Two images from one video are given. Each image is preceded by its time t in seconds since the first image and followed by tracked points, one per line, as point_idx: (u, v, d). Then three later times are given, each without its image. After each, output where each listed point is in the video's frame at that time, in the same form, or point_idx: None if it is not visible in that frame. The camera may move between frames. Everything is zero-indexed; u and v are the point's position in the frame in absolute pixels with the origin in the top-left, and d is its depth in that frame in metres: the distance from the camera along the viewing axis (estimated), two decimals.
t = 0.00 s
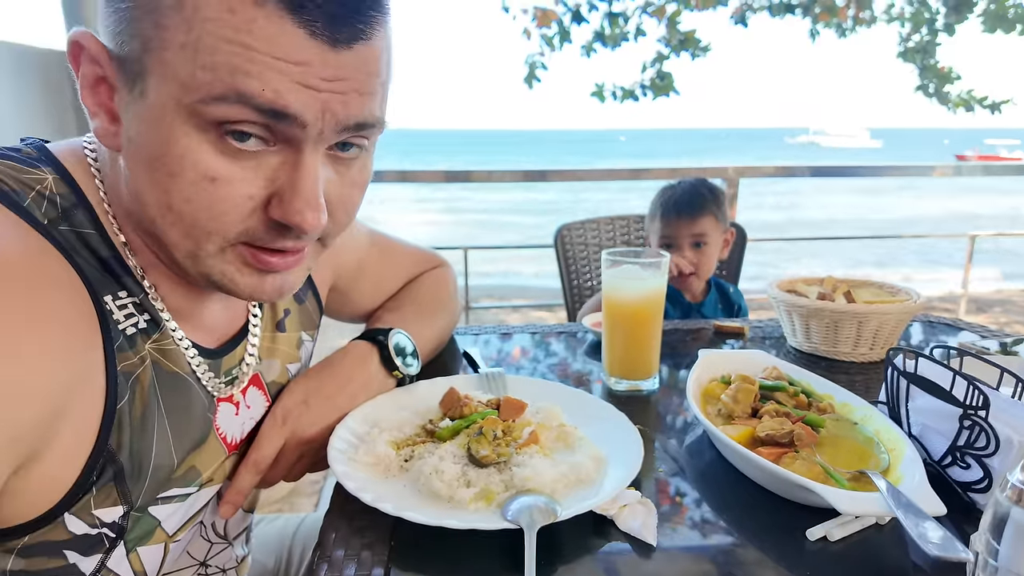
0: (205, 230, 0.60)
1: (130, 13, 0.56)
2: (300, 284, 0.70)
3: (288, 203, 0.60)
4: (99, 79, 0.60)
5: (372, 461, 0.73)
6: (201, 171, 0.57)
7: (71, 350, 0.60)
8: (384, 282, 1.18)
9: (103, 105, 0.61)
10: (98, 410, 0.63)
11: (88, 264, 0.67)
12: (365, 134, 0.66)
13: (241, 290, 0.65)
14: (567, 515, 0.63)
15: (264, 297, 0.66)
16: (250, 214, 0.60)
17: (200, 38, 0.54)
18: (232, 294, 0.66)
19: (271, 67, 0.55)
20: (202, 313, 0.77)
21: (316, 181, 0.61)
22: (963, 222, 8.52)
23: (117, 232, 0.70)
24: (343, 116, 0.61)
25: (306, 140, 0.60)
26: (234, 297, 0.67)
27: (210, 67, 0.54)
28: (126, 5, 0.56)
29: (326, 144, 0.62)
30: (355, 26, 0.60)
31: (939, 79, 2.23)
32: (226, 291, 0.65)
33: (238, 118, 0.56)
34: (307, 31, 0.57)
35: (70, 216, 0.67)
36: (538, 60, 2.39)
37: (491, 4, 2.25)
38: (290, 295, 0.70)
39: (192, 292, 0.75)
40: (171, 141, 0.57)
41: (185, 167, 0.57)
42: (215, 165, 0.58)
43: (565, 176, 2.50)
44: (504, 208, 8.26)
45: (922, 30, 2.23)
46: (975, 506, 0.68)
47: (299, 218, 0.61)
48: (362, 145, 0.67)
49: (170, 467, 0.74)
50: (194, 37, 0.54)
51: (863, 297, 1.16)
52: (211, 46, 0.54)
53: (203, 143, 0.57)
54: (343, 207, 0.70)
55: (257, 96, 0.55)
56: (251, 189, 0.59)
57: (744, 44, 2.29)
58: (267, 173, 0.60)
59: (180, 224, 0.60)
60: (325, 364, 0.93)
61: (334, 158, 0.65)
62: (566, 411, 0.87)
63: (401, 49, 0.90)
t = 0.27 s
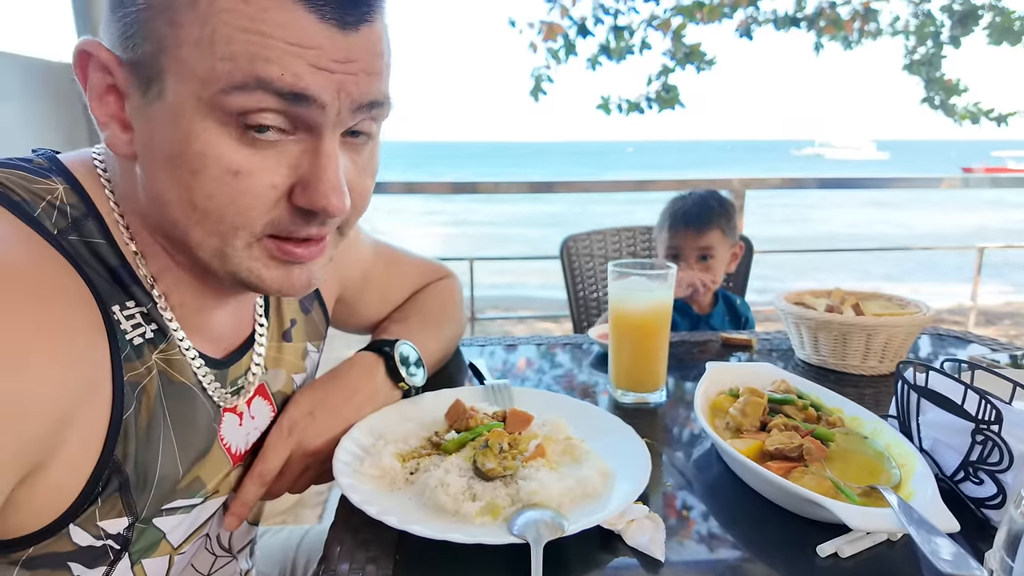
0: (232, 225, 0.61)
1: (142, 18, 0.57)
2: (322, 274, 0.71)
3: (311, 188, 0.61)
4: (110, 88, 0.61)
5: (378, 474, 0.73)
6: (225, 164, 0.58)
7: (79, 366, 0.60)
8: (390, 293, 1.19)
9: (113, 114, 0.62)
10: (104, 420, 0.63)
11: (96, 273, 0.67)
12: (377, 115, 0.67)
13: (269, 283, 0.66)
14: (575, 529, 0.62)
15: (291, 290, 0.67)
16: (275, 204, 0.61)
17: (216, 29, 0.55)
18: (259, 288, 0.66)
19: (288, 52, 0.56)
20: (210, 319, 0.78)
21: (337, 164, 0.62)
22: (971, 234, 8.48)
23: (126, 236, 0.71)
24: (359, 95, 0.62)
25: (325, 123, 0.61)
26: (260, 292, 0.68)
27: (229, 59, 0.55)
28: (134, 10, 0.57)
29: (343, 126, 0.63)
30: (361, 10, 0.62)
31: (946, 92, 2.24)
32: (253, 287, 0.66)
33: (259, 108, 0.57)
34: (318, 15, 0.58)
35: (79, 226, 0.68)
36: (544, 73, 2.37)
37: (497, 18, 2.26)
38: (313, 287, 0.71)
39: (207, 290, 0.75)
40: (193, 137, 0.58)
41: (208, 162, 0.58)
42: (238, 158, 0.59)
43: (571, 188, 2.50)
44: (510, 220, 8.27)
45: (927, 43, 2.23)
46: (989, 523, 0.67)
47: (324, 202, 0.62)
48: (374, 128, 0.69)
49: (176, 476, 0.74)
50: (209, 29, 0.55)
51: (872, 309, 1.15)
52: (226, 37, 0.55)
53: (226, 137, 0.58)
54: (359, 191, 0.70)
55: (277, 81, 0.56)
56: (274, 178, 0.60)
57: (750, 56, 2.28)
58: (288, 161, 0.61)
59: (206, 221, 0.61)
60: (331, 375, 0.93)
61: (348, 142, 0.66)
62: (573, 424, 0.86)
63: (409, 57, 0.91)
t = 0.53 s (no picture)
0: (203, 226, 0.60)
1: (135, 16, 0.58)
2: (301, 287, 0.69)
3: (282, 192, 0.60)
4: (106, 85, 0.62)
5: (381, 483, 0.72)
6: (196, 163, 0.58)
7: (80, 371, 0.59)
8: (394, 302, 1.19)
9: (109, 110, 0.63)
10: (104, 425, 0.63)
11: (97, 277, 0.67)
12: (363, 128, 0.67)
13: (240, 291, 0.64)
14: (580, 542, 0.61)
15: (263, 300, 0.66)
16: (245, 208, 0.60)
17: (194, 27, 0.56)
18: (232, 297, 0.65)
19: (263, 52, 0.57)
20: (210, 325, 0.78)
21: (309, 170, 0.62)
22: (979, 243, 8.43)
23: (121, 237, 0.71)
24: (338, 102, 0.62)
25: (299, 127, 0.60)
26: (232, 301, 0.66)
27: (204, 56, 0.56)
28: (127, 4, 0.58)
29: (320, 133, 0.62)
30: (347, 18, 0.62)
31: (952, 101, 2.24)
32: (225, 293, 0.65)
33: (230, 106, 0.57)
34: (299, 20, 0.59)
35: (81, 230, 0.67)
36: (549, 83, 2.39)
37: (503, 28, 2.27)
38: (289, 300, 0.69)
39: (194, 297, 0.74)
40: (168, 135, 0.58)
41: (181, 160, 0.58)
42: (210, 157, 0.58)
43: (576, 197, 2.50)
44: (515, 228, 8.28)
45: (932, 52, 2.23)
46: (1002, 536, 0.65)
47: (293, 208, 0.61)
48: (361, 142, 0.68)
49: (174, 490, 0.74)
50: (188, 26, 0.56)
51: (880, 319, 1.14)
52: (203, 35, 0.56)
53: (199, 135, 0.58)
54: (345, 205, 0.69)
55: (249, 80, 0.56)
56: (245, 180, 0.59)
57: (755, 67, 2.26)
58: (261, 164, 0.60)
59: (179, 221, 0.60)
60: (335, 384, 0.93)
61: (332, 153, 0.65)
62: (577, 434, 0.86)
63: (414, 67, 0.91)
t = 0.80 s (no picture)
0: (209, 232, 0.60)
1: (148, 24, 0.59)
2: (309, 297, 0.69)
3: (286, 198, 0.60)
4: (120, 93, 0.63)
5: (387, 491, 0.72)
6: (204, 168, 0.58)
7: (88, 378, 0.59)
8: (400, 308, 1.19)
9: (121, 117, 0.63)
10: (110, 433, 0.63)
11: (106, 285, 0.67)
12: (372, 137, 0.67)
13: (247, 298, 0.64)
14: (586, 552, 0.61)
15: (271, 309, 0.66)
16: (252, 214, 0.60)
17: (203, 33, 0.56)
18: (238, 304, 0.65)
19: (270, 58, 0.57)
20: (216, 333, 0.78)
21: (315, 177, 0.62)
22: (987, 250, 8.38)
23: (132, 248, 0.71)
24: (345, 110, 0.62)
25: (305, 133, 0.61)
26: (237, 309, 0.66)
27: (213, 61, 0.56)
28: (140, 12, 0.59)
29: (327, 141, 0.63)
30: (356, 26, 0.62)
31: (958, 108, 2.23)
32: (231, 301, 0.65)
33: (237, 111, 0.58)
34: (309, 26, 0.59)
35: (91, 239, 0.68)
36: (555, 89, 2.41)
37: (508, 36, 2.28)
38: (297, 310, 0.69)
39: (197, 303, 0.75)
40: (177, 139, 0.58)
41: (188, 164, 0.58)
42: (217, 161, 0.59)
43: (581, 204, 2.50)
44: (520, 234, 8.30)
45: (938, 59, 2.24)
46: (1013, 547, 0.64)
47: (300, 213, 0.61)
48: (370, 150, 0.68)
49: (179, 500, 0.74)
50: (197, 31, 0.56)
51: (888, 327, 1.13)
52: (213, 40, 0.56)
53: (207, 140, 0.58)
54: (352, 215, 0.69)
55: (255, 85, 0.57)
56: (252, 185, 0.60)
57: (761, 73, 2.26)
58: (268, 170, 0.60)
59: (185, 226, 0.60)
60: (340, 390, 0.93)
61: (340, 160, 0.66)
62: (583, 441, 0.85)
63: (422, 76, 0.92)
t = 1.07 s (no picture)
0: (226, 232, 0.61)
1: (159, 31, 0.59)
2: (323, 294, 0.70)
3: (307, 199, 0.61)
4: (128, 101, 0.63)
5: (391, 496, 0.72)
6: (221, 170, 0.59)
7: (97, 378, 0.59)
8: (405, 313, 1.19)
9: (132, 125, 0.64)
10: (118, 432, 0.63)
11: (114, 286, 0.68)
12: (382, 134, 0.68)
13: (263, 295, 0.65)
14: (590, 559, 0.60)
15: (287, 306, 0.67)
16: (271, 214, 0.61)
17: (221, 38, 0.57)
18: (254, 301, 0.66)
19: (288, 62, 0.57)
20: (222, 334, 0.79)
21: (334, 177, 0.62)
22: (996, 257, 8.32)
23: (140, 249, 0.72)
24: (360, 111, 0.63)
25: (322, 134, 0.61)
26: (253, 307, 0.67)
27: (231, 66, 0.57)
28: (150, 19, 0.60)
29: (342, 140, 0.63)
30: (365, 26, 0.63)
31: (965, 115, 2.22)
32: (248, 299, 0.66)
33: (255, 114, 0.58)
34: (323, 29, 0.60)
35: (99, 240, 0.68)
36: (560, 96, 2.39)
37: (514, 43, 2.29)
38: (313, 305, 0.70)
39: (204, 303, 0.75)
40: (194, 142, 0.58)
41: (205, 167, 0.59)
42: (235, 164, 0.59)
43: (587, 210, 2.50)
44: (525, 241, 8.31)
45: (944, 66, 2.24)
46: (1022, 555, 0.64)
47: (320, 213, 0.62)
48: (381, 148, 0.69)
49: (184, 500, 0.74)
50: (214, 37, 0.57)
51: (895, 333, 1.13)
52: (231, 45, 0.57)
53: (225, 143, 0.59)
54: (363, 211, 0.70)
55: (274, 89, 0.57)
56: (271, 186, 0.60)
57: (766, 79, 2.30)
58: (286, 170, 0.61)
59: (202, 228, 0.61)
60: (345, 395, 0.93)
61: (353, 158, 0.66)
62: (586, 446, 0.86)
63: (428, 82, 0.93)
